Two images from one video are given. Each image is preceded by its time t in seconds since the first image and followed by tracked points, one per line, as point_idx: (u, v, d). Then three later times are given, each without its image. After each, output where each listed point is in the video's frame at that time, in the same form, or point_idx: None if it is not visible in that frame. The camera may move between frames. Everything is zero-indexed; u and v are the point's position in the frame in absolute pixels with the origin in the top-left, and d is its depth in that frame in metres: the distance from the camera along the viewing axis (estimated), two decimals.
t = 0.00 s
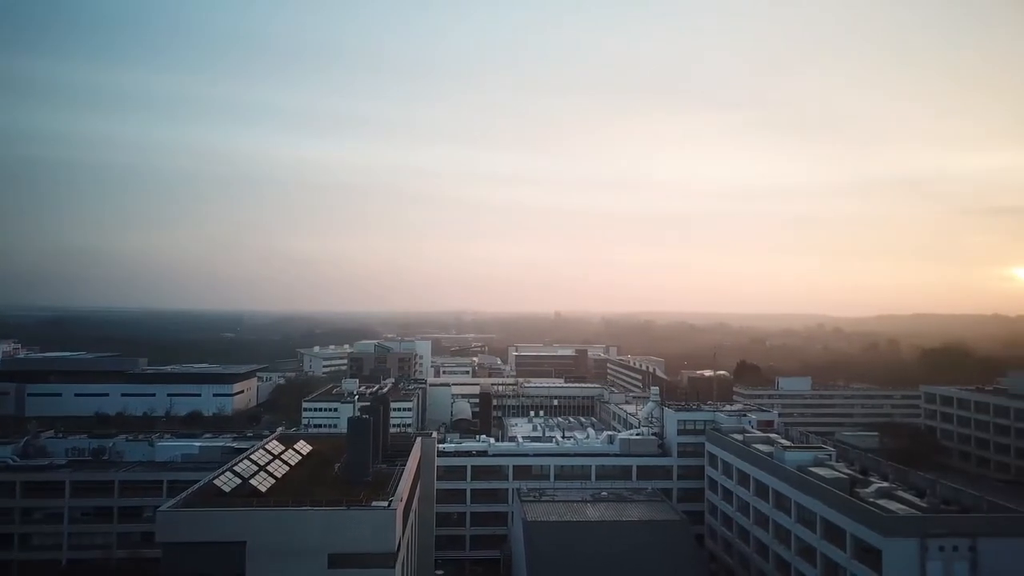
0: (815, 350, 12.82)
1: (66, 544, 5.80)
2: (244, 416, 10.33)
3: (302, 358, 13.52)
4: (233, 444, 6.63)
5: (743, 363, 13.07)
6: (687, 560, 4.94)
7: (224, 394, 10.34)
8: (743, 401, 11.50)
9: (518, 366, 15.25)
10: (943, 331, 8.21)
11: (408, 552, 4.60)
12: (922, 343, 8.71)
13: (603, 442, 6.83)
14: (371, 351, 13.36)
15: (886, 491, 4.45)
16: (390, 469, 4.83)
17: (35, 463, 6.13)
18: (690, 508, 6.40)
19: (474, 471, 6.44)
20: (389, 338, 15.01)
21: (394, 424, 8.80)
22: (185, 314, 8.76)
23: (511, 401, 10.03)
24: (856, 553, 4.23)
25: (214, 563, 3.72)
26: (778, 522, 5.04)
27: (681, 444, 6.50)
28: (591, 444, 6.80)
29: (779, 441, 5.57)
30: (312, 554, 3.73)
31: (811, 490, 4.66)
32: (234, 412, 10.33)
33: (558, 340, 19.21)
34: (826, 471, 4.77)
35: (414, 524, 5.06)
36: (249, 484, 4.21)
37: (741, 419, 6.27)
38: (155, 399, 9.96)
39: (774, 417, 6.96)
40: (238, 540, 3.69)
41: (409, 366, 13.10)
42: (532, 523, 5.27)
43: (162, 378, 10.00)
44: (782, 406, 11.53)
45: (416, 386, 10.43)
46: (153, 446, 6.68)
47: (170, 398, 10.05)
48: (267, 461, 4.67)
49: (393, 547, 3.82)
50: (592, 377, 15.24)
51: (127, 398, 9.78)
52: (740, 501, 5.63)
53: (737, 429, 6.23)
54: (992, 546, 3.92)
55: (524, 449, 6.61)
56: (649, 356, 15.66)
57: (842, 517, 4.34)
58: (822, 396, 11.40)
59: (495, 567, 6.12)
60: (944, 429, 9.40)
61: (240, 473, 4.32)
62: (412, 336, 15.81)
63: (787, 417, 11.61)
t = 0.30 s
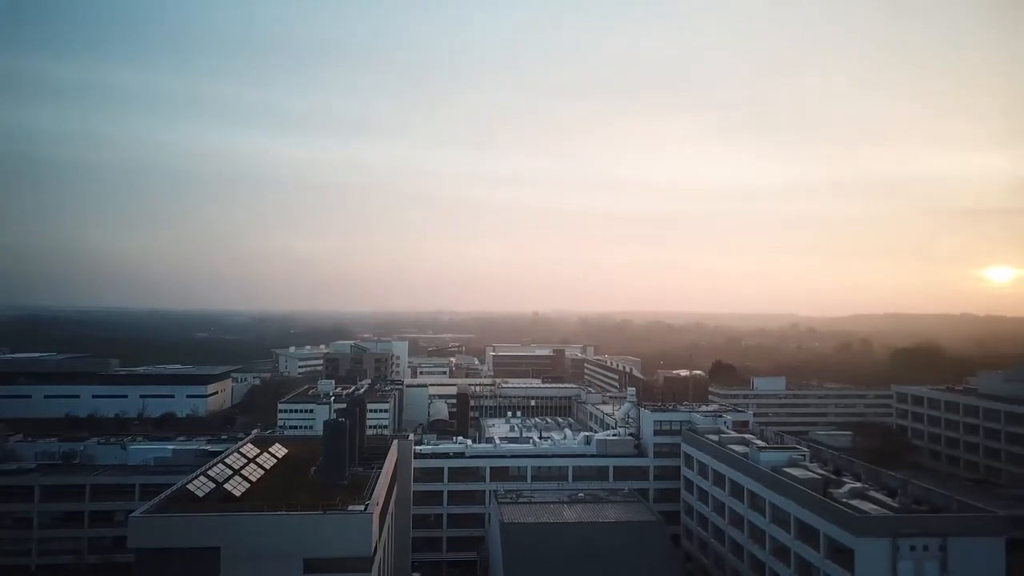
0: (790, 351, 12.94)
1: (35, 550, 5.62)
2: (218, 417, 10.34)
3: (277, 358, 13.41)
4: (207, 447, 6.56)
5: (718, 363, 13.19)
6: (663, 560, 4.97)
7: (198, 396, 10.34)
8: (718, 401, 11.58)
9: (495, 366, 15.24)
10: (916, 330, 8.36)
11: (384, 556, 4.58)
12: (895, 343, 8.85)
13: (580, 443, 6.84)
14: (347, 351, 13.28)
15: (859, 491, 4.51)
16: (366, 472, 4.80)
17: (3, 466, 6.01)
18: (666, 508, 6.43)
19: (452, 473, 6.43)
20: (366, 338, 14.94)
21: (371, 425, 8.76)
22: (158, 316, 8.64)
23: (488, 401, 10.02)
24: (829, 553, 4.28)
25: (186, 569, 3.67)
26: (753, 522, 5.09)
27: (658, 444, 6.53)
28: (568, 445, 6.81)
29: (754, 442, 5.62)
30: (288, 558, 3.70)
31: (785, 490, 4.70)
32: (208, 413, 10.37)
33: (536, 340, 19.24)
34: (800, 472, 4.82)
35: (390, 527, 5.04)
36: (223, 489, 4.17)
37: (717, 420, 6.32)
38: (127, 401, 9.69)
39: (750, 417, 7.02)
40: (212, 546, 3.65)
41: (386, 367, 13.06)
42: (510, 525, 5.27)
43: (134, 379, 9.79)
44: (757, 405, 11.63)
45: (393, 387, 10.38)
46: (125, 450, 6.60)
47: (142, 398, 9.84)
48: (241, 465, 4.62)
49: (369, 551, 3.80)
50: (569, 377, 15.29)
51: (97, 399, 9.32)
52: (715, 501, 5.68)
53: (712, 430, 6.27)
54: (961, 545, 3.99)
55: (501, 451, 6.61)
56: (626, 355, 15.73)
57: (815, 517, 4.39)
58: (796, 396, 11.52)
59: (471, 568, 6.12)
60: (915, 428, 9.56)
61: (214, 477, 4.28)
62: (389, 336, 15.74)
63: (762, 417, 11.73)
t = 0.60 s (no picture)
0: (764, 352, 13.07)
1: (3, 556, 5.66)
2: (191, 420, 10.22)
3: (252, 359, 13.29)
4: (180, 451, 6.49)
5: (694, 363, 13.25)
6: (639, 560, 4.99)
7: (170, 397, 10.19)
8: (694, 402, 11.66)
9: (472, 367, 15.23)
10: (887, 330, 8.50)
11: (360, 559, 4.55)
12: (867, 343, 8.99)
13: (557, 444, 6.84)
14: (323, 352, 13.20)
15: (832, 492, 4.56)
16: (342, 475, 4.77)
17: None
18: (643, 509, 6.46)
19: (428, 475, 6.40)
20: (342, 339, 14.85)
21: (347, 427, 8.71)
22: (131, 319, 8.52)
23: (465, 403, 9.98)
24: (802, 553, 4.33)
25: None
26: (728, 523, 5.13)
27: (634, 445, 6.55)
28: (545, 446, 6.81)
29: (730, 443, 5.65)
30: (263, 563, 3.66)
31: (760, 492, 4.74)
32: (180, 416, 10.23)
33: (513, 340, 19.25)
34: (775, 473, 4.86)
35: (366, 530, 5.01)
36: (197, 494, 4.12)
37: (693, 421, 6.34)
38: (98, 403, 9.43)
39: (725, 418, 7.06)
40: (185, 552, 3.61)
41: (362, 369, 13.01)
42: (487, 527, 5.26)
43: (106, 382, 9.50)
44: (732, 405, 11.73)
45: (369, 389, 10.33)
46: (97, 454, 6.44)
47: (114, 401, 9.61)
48: (215, 469, 4.57)
49: (345, 556, 3.77)
50: (546, 377, 15.31)
51: (68, 402, 9.01)
52: (692, 502, 5.70)
53: (688, 431, 6.29)
54: (932, 545, 4.05)
55: (478, 452, 6.60)
56: (603, 355, 15.78)
57: (790, 517, 4.43)
58: (770, 396, 11.62)
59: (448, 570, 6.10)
60: (886, 427, 9.69)
61: (187, 482, 4.23)
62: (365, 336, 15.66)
63: (736, 417, 11.79)
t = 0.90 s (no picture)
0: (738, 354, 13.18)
1: None
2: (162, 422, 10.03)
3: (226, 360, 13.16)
4: (153, 455, 6.43)
5: (670, 364, 13.32)
6: (616, 562, 5.01)
7: (142, 399, 9.95)
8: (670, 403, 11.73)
9: (450, 367, 15.20)
10: (858, 330, 8.67)
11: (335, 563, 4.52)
12: (841, 343, 9.12)
13: (534, 445, 6.85)
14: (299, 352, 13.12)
15: (805, 493, 4.61)
16: (318, 479, 4.74)
17: None
18: (619, 510, 6.49)
19: (405, 477, 6.38)
20: (318, 339, 14.76)
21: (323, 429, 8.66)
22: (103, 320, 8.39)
23: (442, 404, 9.97)
24: (776, 554, 4.36)
25: None
26: (704, 524, 5.16)
27: (610, 446, 6.58)
28: (522, 447, 6.82)
29: (705, 444, 5.69)
30: (238, 569, 3.63)
31: (735, 493, 4.77)
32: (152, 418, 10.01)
33: (491, 340, 19.26)
34: (749, 474, 4.89)
35: (342, 534, 4.98)
36: (169, 499, 4.07)
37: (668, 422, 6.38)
38: (69, 405, 8.94)
39: (700, 418, 7.11)
40: (157, 559, 3.56)
41: (338, 370, 13.00)
42: (463, 529, 5.25)
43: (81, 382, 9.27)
44: (707, 405, 11.80)
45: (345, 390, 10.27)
46: (68, 458, 6.27)
47: (86, 403, 9.13)
48: (188, 474, 4.52)
49: (321, 561, 3.75)
50: (523, 378, 15.34)
51: (38, 404, 8.58)
52: (668, 503, 5.74)
53: (664, 432, 6.32)
54: (903, 545, 4.11)
55: (454, 454, 6.59)
56: (580, 356, 15.82)
57: (764, 518, 4.47)
58: (744, 396, 11.71)
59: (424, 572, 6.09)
60: (858, 427, 9.81)
61: (160, 487, 4.18)
62: (342, 337, 15.57)
63: (712, 417, 11.80)
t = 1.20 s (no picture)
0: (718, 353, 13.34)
1: None
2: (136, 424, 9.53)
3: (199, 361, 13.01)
4: (124, 459, 6.34)
5: (646, 364, 13.38)
6: (592, 563, 5.03)
7: (115, 400, 9.43)
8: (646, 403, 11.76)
9: (426, 367, 15.16)
10: (832, 330, 8.81)
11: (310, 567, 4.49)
12: (815, 343, 9.26)
13: (510, 446, 6.86)
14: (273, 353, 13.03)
15: (779, 494, 4.65)
16: (293, 483, 4.71)
17: None
18: (595, 511, 6.51)
19: (381, 480, 6.36)
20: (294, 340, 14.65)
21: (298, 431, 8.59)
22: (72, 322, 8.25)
23: (419, 405, 9.94)
24: (750, 554, 4.40)
25: None
26: (679, 525, 5.19)
27: (587, 447, 6.60)
28: (499, 449, 6.82)
29: (681, 445, 5.72)
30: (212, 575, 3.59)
31: (710, 494, 4.80)
32: (125, 420, 9.47)
33: (467, 340, 19.25)
34: (724, 475, 4.93)
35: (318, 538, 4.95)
36: (141, 505, 4.01)
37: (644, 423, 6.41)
38: (37, 408, 8.67)
39: (676, 419, 7.14)
40: (129, 566, 3.51)
41: (313, 371, 12.96)
42: (440, 532, 5.24)
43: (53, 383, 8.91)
44: (682, 406, 11.79)
45: (321, 391, 10.20)
46: (35, 462, 6.12)
47: (54, 406, 8.79)
48: (160, 479, 4.46)
49: (296, 567, 3.72)
50: (500, 378, 15.35)
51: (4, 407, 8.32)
52: (643, 504, 5.76)
53: (640, 433, 6.35)
54: (874, 545, 4.17)
55: (430, 456, 6.58)
56: (557, 355, 15.86)
57: (738, 519, 4.51)
58: (720, 396, 11.72)
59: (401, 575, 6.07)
60: (831, 426, 9.89)
61: (131, 492, 4.12)
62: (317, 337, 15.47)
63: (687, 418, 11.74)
